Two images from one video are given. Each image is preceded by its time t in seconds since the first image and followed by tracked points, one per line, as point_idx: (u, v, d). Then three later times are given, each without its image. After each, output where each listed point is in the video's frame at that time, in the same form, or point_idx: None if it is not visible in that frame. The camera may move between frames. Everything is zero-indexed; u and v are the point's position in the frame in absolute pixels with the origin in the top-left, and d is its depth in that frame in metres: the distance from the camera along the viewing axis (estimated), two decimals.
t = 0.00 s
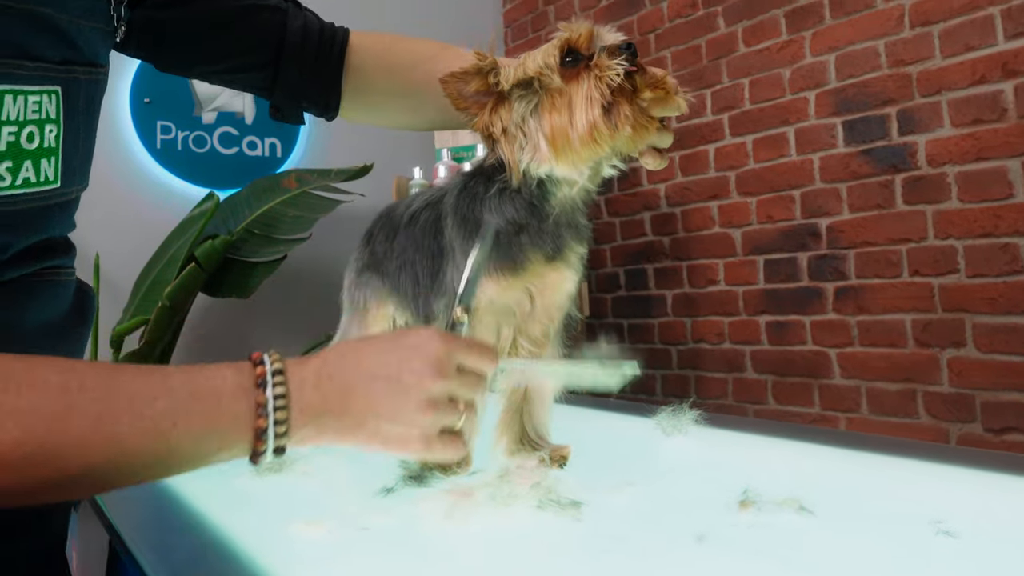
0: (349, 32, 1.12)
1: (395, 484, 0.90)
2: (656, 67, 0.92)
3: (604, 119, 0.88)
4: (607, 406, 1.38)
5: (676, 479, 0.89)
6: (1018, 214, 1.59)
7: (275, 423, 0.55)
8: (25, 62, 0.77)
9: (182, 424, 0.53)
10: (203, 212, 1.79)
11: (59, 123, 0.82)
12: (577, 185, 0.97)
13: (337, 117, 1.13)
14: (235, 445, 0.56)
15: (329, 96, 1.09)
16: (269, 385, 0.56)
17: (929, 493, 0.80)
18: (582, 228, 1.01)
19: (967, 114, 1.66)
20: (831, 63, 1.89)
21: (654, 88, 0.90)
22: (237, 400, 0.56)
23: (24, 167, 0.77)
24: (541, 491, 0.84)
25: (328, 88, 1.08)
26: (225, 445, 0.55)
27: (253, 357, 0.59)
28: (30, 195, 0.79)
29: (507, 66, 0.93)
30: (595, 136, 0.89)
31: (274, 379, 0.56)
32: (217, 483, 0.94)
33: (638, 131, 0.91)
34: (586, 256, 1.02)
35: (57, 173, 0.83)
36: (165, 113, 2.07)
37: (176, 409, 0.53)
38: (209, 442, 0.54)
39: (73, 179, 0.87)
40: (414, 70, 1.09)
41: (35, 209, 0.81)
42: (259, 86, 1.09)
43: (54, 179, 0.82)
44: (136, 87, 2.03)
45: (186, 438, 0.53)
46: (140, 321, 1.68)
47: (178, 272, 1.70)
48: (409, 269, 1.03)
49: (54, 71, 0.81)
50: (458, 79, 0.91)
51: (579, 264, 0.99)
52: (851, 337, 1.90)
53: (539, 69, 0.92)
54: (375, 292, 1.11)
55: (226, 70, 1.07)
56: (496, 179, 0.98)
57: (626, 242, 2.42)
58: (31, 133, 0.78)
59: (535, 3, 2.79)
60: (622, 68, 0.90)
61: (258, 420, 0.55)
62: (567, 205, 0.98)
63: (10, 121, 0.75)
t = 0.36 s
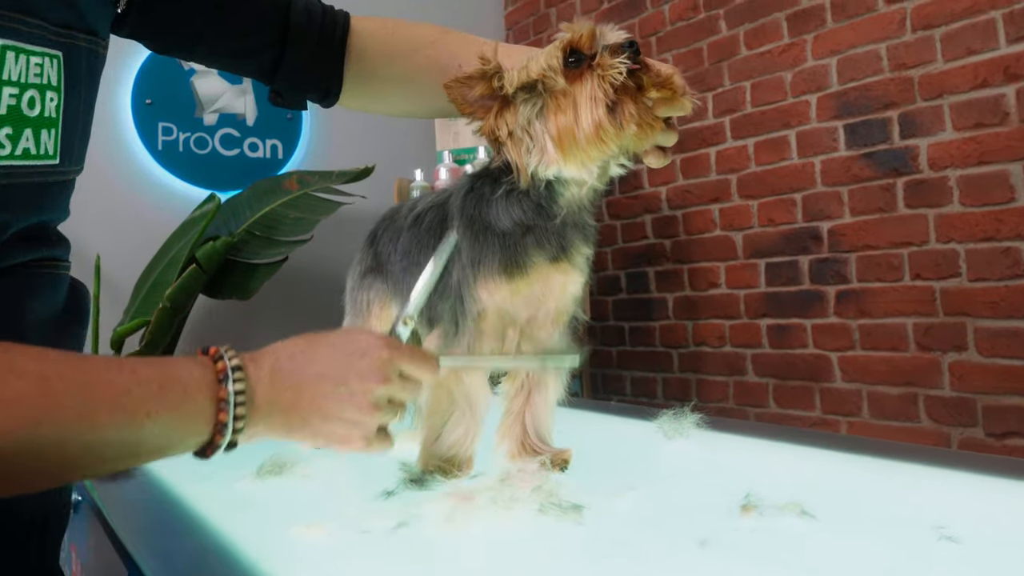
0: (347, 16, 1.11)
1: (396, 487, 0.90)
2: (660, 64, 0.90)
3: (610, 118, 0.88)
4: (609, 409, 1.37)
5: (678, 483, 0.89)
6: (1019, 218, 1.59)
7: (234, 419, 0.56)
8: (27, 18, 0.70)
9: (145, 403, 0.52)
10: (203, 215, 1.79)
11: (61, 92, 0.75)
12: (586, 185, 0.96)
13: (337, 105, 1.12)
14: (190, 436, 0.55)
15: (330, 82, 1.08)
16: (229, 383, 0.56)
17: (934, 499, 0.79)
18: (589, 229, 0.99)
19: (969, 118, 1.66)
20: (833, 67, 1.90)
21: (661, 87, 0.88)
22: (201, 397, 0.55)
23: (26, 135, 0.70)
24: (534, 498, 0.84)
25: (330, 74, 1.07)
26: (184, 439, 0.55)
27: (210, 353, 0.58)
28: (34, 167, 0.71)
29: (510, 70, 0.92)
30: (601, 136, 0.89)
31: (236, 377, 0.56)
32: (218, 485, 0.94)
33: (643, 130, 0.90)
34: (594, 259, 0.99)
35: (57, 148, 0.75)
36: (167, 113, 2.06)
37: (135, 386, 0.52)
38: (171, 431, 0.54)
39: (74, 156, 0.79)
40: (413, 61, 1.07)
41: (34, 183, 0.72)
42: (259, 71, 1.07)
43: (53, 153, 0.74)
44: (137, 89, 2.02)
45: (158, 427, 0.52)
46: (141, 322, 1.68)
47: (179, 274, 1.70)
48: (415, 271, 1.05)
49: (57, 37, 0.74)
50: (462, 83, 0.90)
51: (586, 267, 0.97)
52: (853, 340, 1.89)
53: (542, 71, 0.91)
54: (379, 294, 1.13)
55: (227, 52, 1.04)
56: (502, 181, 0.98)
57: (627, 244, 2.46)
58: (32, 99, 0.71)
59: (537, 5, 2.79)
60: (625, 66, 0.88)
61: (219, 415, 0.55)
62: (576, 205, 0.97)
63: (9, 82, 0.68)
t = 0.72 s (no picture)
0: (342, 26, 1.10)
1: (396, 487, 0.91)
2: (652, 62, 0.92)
3: (605, 114, 0.89)
4: (609, 409, 1.37)
5: (677, 483, 0.89)
6: (1018, 218, 1.59)
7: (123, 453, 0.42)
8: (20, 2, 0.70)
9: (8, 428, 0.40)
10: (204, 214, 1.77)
11: (56, 79, 0.74)
12: (581, 184, 0.97)
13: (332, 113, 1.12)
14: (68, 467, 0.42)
15: (327, 89, 1.08)
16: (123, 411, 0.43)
17: (936, 498, 0.79)
18: (587, 228, 0.99)
19: (968, 118, 1.66)
20: (832, 67, 1.90)
21: (653, 84, 0.90)
22: (85, 421, 0.42)
23: (20, 118, 0.69)
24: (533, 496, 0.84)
25: (326, 82, 1.07)
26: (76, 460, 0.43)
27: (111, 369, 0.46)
28: (30, 150, 0.71)
29: (503, 72, 0.92)
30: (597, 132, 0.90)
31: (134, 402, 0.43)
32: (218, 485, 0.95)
33: (637, 125, 0.92)
34: (591, 259, 0.99)
35: (51, 133, 0.73)
36: (166, 114, 2.06)
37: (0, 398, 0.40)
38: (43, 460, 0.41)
39: (74, 147, 0.78)
40: (412, 63, 1.08)
41: (27, 166, 0.70)
42: (254, 80, 1.06)
43: (49, 138, 0.73)
44: (137, 90, 2.02)
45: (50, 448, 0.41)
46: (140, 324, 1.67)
47: (179, 274, 1.70)
48: (413, 271, 1.05)
49: (54, 27, 0.74)
50: (456, 89, 0.88)
51: (583, 266, 0.97)
52: (852, 340, 1.89)
53: (535, 71, 0.92)
54: (378, 293, 1.13)
55: (225, 62, 1.02)
56: (499, 182, 0.98)
57: (627, 244, 2.47)
58: (25, 81, 0.70)
59: (536, 6, 2.80)
60: (617, 61, 0.90)
61: (100, 433, 0.42)
62: (572, 203, 0.97)
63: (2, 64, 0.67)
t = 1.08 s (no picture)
0: (336, 32, 1.10)
1: (399, 493, 0.91)
2: (641, 64, 0.91)
3: (594, 117, 0.88)
4: (613, 414, 1.36)
5: (679, 490, 0.88)
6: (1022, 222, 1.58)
7: (262, 459, 0.44)
8: (20, 59, 0.68)
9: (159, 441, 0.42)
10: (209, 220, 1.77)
11: (57, 126, 0.73)
12: (574, 188, 0.97)
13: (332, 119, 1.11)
14: (208, 482, 0.44)
15: (321, 98, 1.07)
16: (257, 419, 0.45)
17: (941, 506, 0.78)
18: (582, 232, 1.00)
19: (971, 122, 1.65)
20: (835, 72, 1.90)
21: (640, 85, 0.88)
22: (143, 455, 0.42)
23: (26, 164, 0.69)
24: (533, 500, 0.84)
25: (320, 90, 1.07)
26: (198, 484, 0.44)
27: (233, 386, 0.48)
28: (38, 194, 0.71)
29: (494, 80, 0.92)
30: (586, 136, 0.90)
31: (263, 412, 0.46)
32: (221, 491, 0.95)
33: (627, 128, 0.91)
34: (587, 263, 1.00)
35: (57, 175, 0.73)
36: (170, 120, 2.07)
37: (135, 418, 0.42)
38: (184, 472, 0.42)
39: (76, 181, 0.77)
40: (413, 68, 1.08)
41: (30, 207, 0.70)
42: (251, 92, 1.07)
43: (52, 180, 0.72)
44: (137, 96, 2.02)
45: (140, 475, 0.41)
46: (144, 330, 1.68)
47: (183, 279, 1.71)
48: (411, 279, 1.05)
49: (52, 73, 0.72)
50: (448, 99, 0.88)
51: (579, 270, 0.97)
52: (855, 345, 1.89)
53: (525, 77, 0.92)
54: (378, 300, 1.13)
55: (222, 78, 1.05)
56: (492, 189, 0.99)
57: (630, 248, 2.47)
58: (28, 133, 0.69)
59: (538, 11, 2.80)
60: (605, 64, 0.89)
61: (245, 450, 0.44)
62: (565, 207, 0.98)
63: (5, 120, 0.66)
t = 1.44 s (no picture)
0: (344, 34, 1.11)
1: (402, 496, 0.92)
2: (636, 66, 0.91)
3: (590, 117, 0.88)
4: (615, 416, 1.36)
5: (681, 492, 0.89)
6: None
7: (412, 469, 0.54)
8: (89, 70, 0.66)
9: (338, 466, 0.50)
10: (210, 224, 1.78)
11: (107, 131, 0.71)
12: (572, 189, 0.98)
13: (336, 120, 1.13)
14: (374, 506, 0.52)
15: (330, 100, 1.09)
16: (396, 445, 0.55)
17: (945, 510, 0.78)
18: (581, 235, 1.00)
19: (974, 125, 1.65)
20: (837, 74, 1.90)
21: (636, 86, 0.88)
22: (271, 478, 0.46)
23: (82, 181, 0.67)
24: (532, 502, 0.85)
25: (331, 93, 1.09)
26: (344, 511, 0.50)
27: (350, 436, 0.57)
28: (91, 208, 0.69)
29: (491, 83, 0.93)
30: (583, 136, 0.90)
31: (398, 442, 0.56)
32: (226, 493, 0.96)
33: (624, 128, 0.90)
34: (586, 265, 0.99)
35: (105, 184, 0.72)
36: (173, 122, 2.06)
37: (306, 447, 0.49)
38: (355, 495, 0.50)
39: (118, 185, 0.76)
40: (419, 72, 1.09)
41: (84, 221, 0.69)
42: (263, 88, 1.07)
43: (102, 189, 0.71)
44: (144, 98, 2.01)
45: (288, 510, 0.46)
46: (148, 332, 1.69)
47: (186, 282, 1.72)
48: (411, 281, 1.05)
49: (107, 78, 0.69)
50: (445, 103, 0.91)
51: (578, 272, 0.97)
52: (858, 348, 1.89)
53: (522, 79, 0.92)
54: (379, 303, 1.13)
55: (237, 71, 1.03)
56: (491, 192, 0.99)
57: (632, 251, 2.48)
58: (88, 145, 0.67)
59: (541, 14, 2.81)
60: (600, 64, 0.89)
61: (392, 456, 0.54)
62: (563, 208, 0.99)
63: (73, 134, 0.64)
